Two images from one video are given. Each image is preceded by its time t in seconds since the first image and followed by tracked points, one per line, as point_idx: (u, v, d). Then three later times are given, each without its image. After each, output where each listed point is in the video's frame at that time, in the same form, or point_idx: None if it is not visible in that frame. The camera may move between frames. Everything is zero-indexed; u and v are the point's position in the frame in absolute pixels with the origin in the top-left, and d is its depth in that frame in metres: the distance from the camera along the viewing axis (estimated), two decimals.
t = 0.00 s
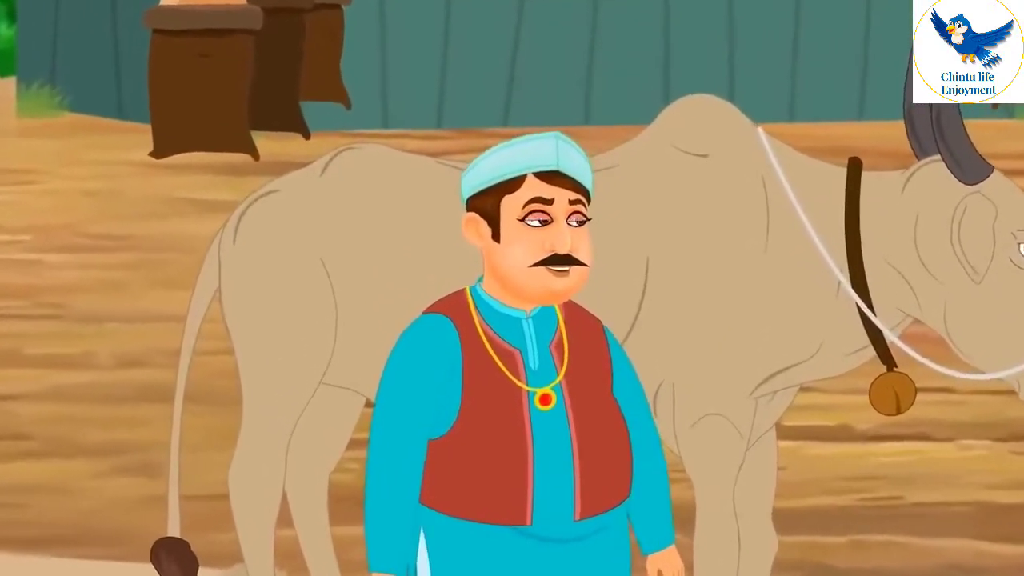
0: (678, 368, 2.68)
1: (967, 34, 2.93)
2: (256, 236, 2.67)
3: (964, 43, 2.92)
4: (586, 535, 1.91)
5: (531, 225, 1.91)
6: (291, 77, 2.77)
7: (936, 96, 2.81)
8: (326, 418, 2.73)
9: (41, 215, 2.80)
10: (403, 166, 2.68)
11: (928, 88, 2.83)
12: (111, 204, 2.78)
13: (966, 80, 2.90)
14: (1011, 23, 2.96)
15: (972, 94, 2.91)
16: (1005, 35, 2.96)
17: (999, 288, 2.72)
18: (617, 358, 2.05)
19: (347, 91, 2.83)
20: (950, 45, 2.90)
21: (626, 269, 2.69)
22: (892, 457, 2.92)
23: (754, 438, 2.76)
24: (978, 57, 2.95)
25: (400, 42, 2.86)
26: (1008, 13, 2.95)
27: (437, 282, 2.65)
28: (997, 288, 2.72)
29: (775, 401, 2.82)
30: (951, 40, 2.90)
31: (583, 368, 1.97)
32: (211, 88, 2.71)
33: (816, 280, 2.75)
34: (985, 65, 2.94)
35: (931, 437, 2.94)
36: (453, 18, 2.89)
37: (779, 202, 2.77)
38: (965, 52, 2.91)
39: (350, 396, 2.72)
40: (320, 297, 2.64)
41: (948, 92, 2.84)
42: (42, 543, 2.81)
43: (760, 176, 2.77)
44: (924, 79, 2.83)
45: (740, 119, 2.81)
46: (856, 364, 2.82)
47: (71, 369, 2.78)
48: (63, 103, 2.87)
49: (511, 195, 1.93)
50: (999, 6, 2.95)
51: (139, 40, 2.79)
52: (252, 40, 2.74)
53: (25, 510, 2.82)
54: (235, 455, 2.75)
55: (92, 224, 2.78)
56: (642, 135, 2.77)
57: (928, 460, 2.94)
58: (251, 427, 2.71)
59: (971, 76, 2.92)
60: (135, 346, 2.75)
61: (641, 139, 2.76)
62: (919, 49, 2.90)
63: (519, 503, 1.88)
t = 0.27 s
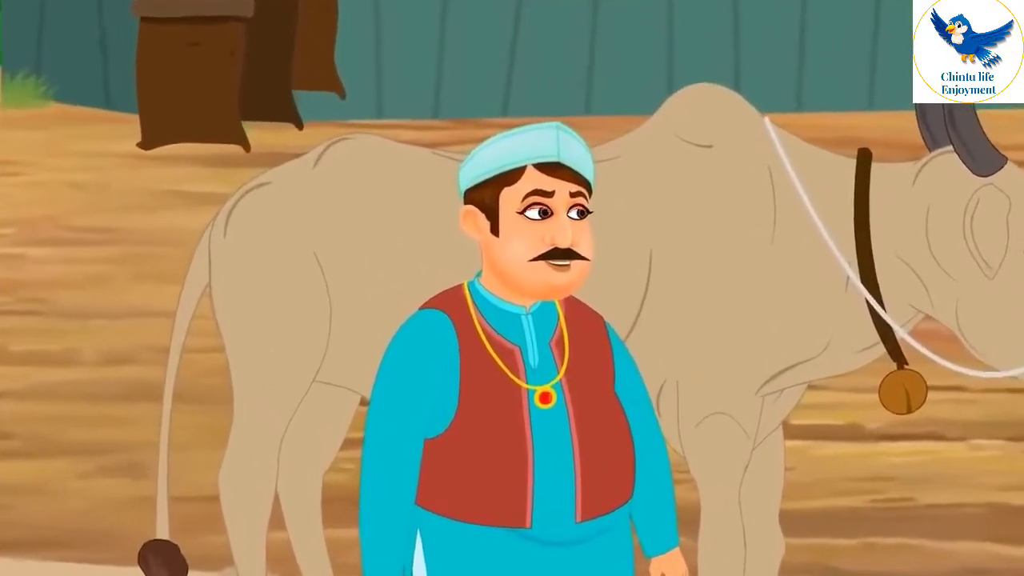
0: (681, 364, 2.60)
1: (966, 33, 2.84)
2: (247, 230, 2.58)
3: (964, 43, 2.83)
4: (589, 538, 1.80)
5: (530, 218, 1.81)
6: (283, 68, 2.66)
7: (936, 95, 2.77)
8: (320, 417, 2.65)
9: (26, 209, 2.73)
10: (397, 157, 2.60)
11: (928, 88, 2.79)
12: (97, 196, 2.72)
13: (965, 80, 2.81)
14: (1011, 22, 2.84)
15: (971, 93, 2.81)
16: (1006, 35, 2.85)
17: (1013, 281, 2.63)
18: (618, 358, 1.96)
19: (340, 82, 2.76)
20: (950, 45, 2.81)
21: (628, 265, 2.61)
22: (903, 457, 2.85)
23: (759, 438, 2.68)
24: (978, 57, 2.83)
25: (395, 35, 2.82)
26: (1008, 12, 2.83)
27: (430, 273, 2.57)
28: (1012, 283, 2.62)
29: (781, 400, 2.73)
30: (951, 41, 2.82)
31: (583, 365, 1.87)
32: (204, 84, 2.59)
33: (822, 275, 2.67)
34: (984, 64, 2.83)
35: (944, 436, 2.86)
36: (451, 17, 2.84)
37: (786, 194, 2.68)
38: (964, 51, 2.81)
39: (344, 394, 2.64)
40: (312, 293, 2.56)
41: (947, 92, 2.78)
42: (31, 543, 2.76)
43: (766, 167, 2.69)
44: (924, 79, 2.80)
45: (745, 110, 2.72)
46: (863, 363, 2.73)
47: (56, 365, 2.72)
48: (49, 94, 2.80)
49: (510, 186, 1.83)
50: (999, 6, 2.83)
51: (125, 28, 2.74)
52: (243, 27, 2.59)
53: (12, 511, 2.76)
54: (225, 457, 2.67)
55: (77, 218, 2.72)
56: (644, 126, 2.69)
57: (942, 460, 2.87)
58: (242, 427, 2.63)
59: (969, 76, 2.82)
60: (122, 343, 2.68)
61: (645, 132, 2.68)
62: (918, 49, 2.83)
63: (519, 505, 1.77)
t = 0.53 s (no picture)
0: (685, 361, 2.51)
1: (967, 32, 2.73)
2: (237, 223, 2.49)
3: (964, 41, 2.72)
4: (590, 541, 1.71)
5: (530, 210, 1.72)
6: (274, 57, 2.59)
7: (936, 96, 2.69)
8: (312, 415, 2.57)
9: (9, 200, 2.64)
10: (392, 147, 2.51)
11: (928, 88, 2.74)
12: (83, 187, 2.64)
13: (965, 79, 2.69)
14: (1011, 22, 2.72)
15: (970, 94, 2.66)
16: (1006, 36, 2.73)
17: None
18: (622, 355, 1.87)
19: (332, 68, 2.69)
20: (950, 45, 2.72)
21: (630, 259, 2.52)
22: (916, 457, 2.75)
23: (767, 437, 2.59)
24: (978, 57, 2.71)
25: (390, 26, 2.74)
26: (1008, 12, 2.71)
27: (423, 263, 2.48)
28: None
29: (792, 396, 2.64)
30: (951, 41, 2.72)
31: (585, 362, 1.79)
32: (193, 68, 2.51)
33: (833, 269, 2.58)
34: (985, 64, 2.69)
35: (957, 435, 2.77)
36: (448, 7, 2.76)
37: (795, 185, 2.60)
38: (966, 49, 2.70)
39: (338, 391, 2.56)
40: (304, 287, 2.48)
41: (947, 92, 2.69)
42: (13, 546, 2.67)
43: (774, 157, 2.60)
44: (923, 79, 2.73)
45: (753, 97, 2.63)
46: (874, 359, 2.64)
47: (42, 363, 2.63)
48: (33, 81, 2.73)
49: (509, 177, 1.73)
50: (999, 6, 2.71)
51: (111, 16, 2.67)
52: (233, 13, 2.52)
53: None
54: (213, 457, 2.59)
55: (64, 209, 2.65)
56: (647, 115, 2.60)
57: (957, 461, 2.78)
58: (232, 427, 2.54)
59: (968, 76, 2.68)
60: (109, 339, 2.59)
61: (650, 122, 2.58)
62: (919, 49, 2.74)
63: (519, 506, 1.68)
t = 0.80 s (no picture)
0: (692, 359, 2.43)
1: (968, 33, 2.65)
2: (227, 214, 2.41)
3: (963, 44, 2.65)
4: (593, 543, 1.62)
5: (530, 202, 1.63)
6: (265, 45, 2.50)
7: (936, 96, 2.64)
8: (304, 414, 2.49)
9: None
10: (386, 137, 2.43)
11: (928, 89, 2.66)
12: (71, 178, 2.56)
13: (965, 82, 2.62)
14: (1011, 22, 2.64)
15: (971, 94, 2.59)
16: (1006, 35, 2.65)
17: None
18: (624, 351, 1.79)
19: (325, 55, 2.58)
20: (949, 45, 2.65)
21: (634, 252, 2.44)
22: (928, 457, 2.67)
23: (774, 437, 2.50)
24: (977, 57, 2.63)
25: (382, 22, 2.64)
26: (1009, 11, 2.63)
27: (417, 253, 2.41)
28: None
29: (800, 394, 2.56)
30: (951, 41, 2.66)
31: (588, 358, 1.70)
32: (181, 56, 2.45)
33: (843, 261, 2.50)
34: (985, 64, 2.61)
35: (970, 434, 2.69)
36: None
37: (803, 177, 2.51)
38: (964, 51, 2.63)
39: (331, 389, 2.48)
40: (296, 282, 2.40)
41: (947, 93, 2.64)
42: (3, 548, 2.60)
43: (782, 147, 2.52)
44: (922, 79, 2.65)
45: (760, 87, 2.54)
46: (883, 357, 2.56)
47: (27, 360, 2.55)
48: (16, 68, 2.63)
49: (509, 168, 1.65)
50: (999, 5, 2.63)
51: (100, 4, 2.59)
52: None
53: None
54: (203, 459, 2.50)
55: (51, 201, 2.56)
56: (649, 105, 2.51)
57: (971, 461, 2.69)
58: (222, 429, 2.45)
59: (968, 76, 2.61)
60: (96, 335, 2.52)
61: (657, 110, 2.50)
62: (918, 48, 2.67)
63: (518, 506, 1.59)
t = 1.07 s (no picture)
0: (695, 356, 2.36)
1: (968, 34, 2.59)
2: (217, 207, 2.34)
3: (963, 45, 2.59)
4: (595, 546, 1.55)
5: (530, 195, 1.56)
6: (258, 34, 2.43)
7: (936, 96, 2.59)
8: (298, 412, 2.42)
9: None
10: (382, 127, 2.36)
11: (927, 89, 2.60)
12: (57, 170, 2.48)
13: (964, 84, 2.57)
14: (1011, 22, 2.57)
15: (971, 95, 2.55)
16: (1006, 36, 2.57)
17: None
18: (626, 348, 1.72)
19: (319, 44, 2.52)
20: (949, 45, 2.59)
21: (636, 244, 2.38)
22: (937, 458, 2.60)
23: (779, 437, 2.43)
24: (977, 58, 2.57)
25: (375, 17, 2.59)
26: (1008, 12, 2.56)
27: (413, 243, 2.33)
28: None
29: (808, 392, 2.49)
30: (951, 41, 2.60)
31: (590, 354, 1.63)
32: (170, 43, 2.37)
33: (852, 254, 2.43)
34: (985, 64, 2.55)
35: (980, 434, 2.62)
36: None
37: (811, 169, 2.44)
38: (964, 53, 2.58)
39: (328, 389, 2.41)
40: (288, 276, 2.33)
41: (948, 93, 2.59)
42: None
43: (789, 138, 2.45)
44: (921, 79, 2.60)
45: (766, 76, 2.47)
46: (894, 354, 2.49)
47: (13, 357, 2.49)
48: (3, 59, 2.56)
49: (508, 160, 1.58)
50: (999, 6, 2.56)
51: None
52: None
53: None
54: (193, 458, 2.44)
55: (37, 194, 2.48)
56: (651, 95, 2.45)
57: (981, 462, 2.62)
58: (212, 427, 2.39)
59: (968, 76, 2.56)
60: (83, 330, 2.46)
61: (660, 99, 2.43)
62: (917, 49, 2.61)
63: (517, 508, 1.52)
